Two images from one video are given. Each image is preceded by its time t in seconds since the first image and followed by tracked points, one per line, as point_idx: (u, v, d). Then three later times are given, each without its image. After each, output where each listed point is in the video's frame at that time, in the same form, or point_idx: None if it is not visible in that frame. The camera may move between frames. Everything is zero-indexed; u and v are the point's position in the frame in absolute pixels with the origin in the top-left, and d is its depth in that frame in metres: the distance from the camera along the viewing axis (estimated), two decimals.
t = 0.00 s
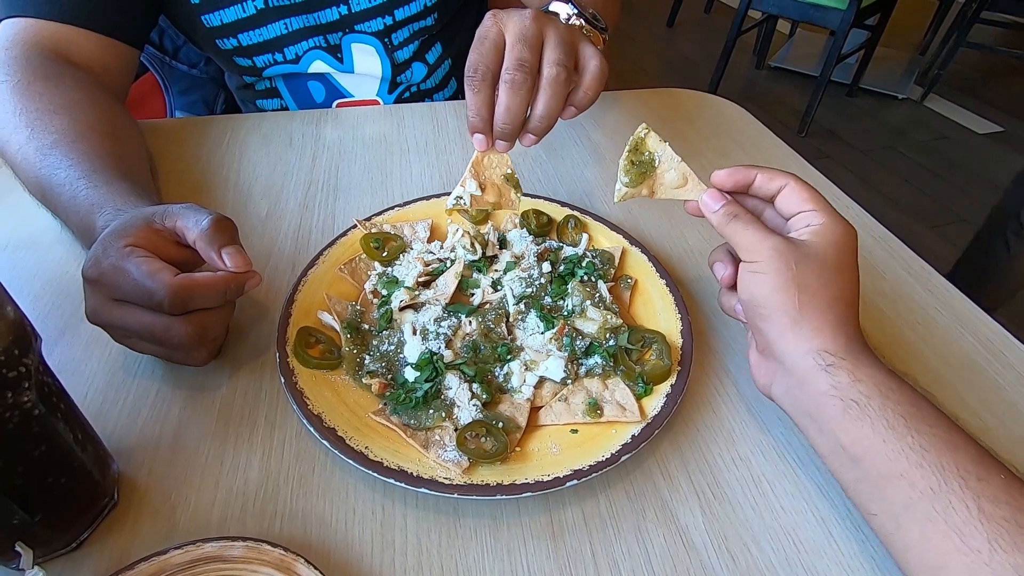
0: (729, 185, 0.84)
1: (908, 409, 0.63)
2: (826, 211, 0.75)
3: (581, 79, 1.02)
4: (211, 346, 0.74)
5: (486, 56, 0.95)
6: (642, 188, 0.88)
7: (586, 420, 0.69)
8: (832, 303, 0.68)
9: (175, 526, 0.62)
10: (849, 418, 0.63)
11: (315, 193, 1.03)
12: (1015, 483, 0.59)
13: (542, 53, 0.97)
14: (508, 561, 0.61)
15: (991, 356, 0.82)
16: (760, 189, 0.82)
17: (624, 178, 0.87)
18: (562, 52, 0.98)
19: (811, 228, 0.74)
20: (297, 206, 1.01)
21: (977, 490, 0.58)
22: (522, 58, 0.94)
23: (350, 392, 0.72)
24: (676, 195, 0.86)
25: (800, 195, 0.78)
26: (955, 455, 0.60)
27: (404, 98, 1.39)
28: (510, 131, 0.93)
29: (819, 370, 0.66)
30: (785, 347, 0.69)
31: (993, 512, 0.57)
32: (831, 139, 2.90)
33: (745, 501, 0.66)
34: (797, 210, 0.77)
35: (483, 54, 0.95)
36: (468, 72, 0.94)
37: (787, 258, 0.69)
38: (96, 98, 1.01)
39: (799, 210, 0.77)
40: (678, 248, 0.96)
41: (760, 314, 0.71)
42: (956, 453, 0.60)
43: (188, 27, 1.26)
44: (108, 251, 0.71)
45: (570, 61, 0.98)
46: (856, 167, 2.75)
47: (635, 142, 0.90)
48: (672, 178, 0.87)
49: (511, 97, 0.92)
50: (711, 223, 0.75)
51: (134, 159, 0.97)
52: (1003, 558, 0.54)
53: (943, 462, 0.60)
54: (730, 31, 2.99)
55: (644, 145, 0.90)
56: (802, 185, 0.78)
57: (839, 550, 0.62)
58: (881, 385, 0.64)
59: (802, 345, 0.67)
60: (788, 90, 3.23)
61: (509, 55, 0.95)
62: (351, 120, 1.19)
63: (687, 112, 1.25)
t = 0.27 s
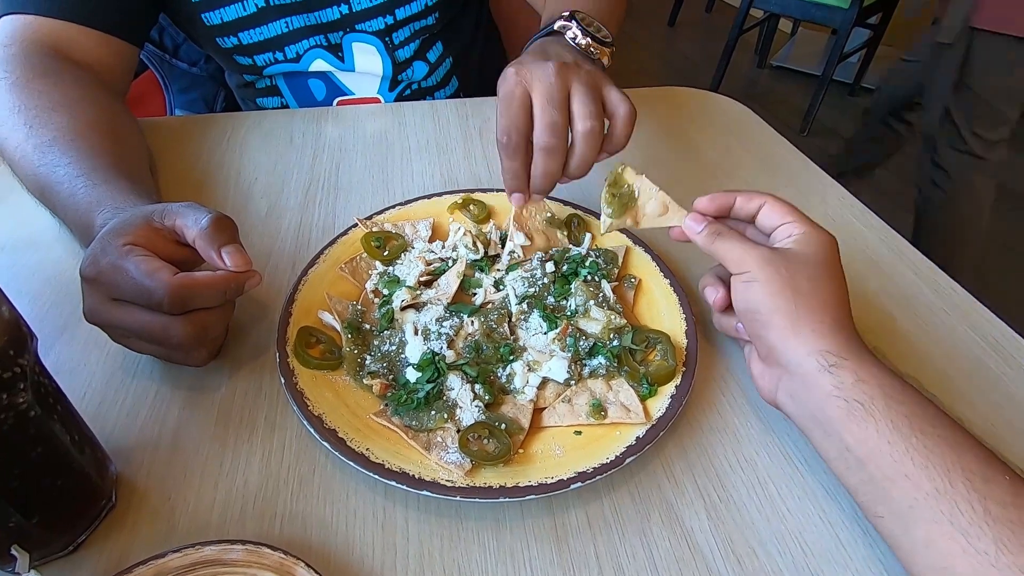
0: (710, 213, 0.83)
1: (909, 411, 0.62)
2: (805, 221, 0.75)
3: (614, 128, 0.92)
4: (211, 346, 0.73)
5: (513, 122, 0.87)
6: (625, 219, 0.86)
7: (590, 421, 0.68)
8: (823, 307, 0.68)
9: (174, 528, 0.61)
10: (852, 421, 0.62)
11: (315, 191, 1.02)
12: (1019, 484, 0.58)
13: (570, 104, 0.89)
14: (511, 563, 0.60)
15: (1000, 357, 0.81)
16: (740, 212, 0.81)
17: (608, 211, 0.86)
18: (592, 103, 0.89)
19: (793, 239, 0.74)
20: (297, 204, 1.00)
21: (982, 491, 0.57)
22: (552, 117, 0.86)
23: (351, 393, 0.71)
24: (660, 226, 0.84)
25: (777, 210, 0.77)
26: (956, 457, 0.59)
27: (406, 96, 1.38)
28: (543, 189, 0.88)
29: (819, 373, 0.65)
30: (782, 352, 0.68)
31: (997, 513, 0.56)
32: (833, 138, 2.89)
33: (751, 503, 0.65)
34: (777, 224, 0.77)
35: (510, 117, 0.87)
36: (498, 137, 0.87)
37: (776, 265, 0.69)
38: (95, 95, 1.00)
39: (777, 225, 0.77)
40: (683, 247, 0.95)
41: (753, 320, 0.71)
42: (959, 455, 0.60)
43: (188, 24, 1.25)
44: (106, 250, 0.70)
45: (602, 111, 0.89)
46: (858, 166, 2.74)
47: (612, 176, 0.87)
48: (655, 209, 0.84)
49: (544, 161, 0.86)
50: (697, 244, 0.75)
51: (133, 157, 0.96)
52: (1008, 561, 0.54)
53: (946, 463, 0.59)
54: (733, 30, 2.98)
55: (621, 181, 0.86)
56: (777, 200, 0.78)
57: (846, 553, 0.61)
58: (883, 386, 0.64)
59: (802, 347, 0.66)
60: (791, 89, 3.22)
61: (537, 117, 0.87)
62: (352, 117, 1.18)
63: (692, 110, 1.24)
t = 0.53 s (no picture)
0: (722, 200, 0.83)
1: (916, 406, 0.62)
2: (819, 215, 0.75)
3: (592, 131, 0.87)
4: (210, 344, 0.73)
5: (491, 134, 0.81)
6: (637, 198, 0.87)
7: (589, 419, 0.68)
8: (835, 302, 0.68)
9: (175, 525, 0.62)
10: (856, 418, 0.63)
11: (315, 189, 1.02)
12: None
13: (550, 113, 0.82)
14: (511, 562, 0.60)
15: (1000, 357, 0.81)
16: (751, 202, 0.81)
17: (619, 187, 0.87)
18: (572, 111, 0.83)
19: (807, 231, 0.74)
20: (297, 202, 1.00)
21: (986, 489, 0.57)
22: (532, 128, 0.80)
23: (351, 391, 0.71)
24: (669, 207, 0.85)
25: (791, 203, 0.77)
26: (966, 454, 0.59)
27: (406, 95, 1.39)
28: (524, 201, 0.84)
29: (825, 368, 0.65)
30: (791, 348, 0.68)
31: (1002, 512, 0.56)
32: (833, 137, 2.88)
33: (750, 502, 0.65)
34: (789, 217, 0.77)
35: (486, 127, 0.81)
36: (474, 151, 0.80)
37: (787, 258, 0.69)
38: (95, 93, 1.00)
39: (790, 217, 0.77)
40: (682, 246, 0.95)
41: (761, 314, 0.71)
42: (965, 452, 0.59)
43: (188, 22, 1.25)
44: (105, 248, 0.70)
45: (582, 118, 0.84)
46: (858, 165, 2.73)
47: (628, 153, 0.88)
48: (666, 190, 0.86)
49: (525, 173, 0.81)
50: (706, 232, 0.74)
51: (133, 155, 0.96)
52: (1013, 558, 0.54)
53: (951, 462, 0.59)
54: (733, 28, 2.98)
55: (635, 158, 0.88)
56: (792, 192, 0.78)
57: (845, 551, 0.62)
58: (890, 381, 0.64)
59: (810, 342, 0.67)
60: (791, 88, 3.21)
61: (515, 127, 0.81)
62: (351, 115, 1.18)
63: (691, 110, 1.24)
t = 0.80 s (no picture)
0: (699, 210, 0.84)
1: (891, 416, 0.63)
2: (793, 220, 0.76)
3: (583, 174, 0.83)
4: (210, 344, 0.74)
5: (476, 169, 0.77)
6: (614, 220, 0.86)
7: (584, 417, 0.69)
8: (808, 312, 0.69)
9: (173, 522, 0.62)
10: (835, 429, 0.63)
11: (314, 190, 1.03)
12: (996, 489, 0.59)
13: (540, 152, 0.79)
14: (506, 557, 0.61)
15: (993, 359, 0.82)
16: (727, 210, 0.82)
17: (594, 213, 0.86)
18: (563, 154, 0.79)
19: (781, 238, 0.75)
20: (296, 203, 1.01)
21: (959, 496, 0.58)
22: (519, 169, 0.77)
23: (349, 389, 0.72)
24: (646, 224, 0.85)
25: (766, 208, 0.78)
26: (941, 462, 0.60)
27: (404, 96, 1.39)
28: (504, 234, 0.80)
29: (802, 381, 0.66)
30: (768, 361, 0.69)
31: (978, 518, 0.57)
32: (832, 137, 2.89)
33: (743, 499, 0.66)
34: (764, 223, 0.78)
35: (472, 164, 0.77)
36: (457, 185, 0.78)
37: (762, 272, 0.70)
38: (96, 94, 1.01)
39: (766, 223, 0.78)
40: (678, 247, 0.96)
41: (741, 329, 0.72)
42: (940, 459, 0.60)
43: (188, 23, 1.26)
44: (106, 248, 0.71)
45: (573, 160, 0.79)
46: (856, 165, 2.74)
47: (597, 177, 0.88)
48: (641, 208, 0.86)
49: (509, 217, 0.77)
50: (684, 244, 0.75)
51: (133, 156, 0.97)
52: (986, 564, 0.54)
53: (927, 471, 0.60)
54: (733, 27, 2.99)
55: (606, 179, 0.88)
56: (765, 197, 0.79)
57: (835, 548, 0.62)
58: (866, 391, 0.65)
59: (789, 352, 0.68)
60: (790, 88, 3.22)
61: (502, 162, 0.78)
62: (350, 116, 1.19)
63: (689, 111, 1.24)
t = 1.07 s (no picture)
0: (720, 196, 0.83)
1: (908, 412, 0.63)
2: (816, 210, 0.75)
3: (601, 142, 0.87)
4: (210, 345, 0.74)
5: (502, 139, 0.79)
6: (633, 206, 0.85)
7: (586, 419, 0.68)
8: (827, 306, 0.68)
9: (173, 524, 0.62)
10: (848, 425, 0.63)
11: (314, 190, 1.03)
12: (1015, 487, 0.58)
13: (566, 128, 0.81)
14: (508, 560, 0.61)
15: (998, 358, 0.81)
16: (750, 196, 0.82)
17: (616, 196, 0.84)
18: (587, 130, 0.82)
19: (803, 229, 0.74)
20: (296, 203, 1.00)
21: (978, 494, 0.58)
22: (549, 146, 0.80)
23: (350, 391, 0.71)
24: (667, 210, 0.84)
25: (788, 197, 0.77)
26: (958, 459, 0.59)
27: (404, 96, 1.39)
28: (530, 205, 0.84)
29: (817, 376, 0.66)
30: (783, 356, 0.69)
31: (997, 517, 0.56)
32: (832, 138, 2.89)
33: (746, 501, 0.66)
34: (787, 212, 0.77)
35: (499, 132, 0.80)
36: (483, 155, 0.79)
37: (781, 263, 0.68)
38: (95, 95, 1.00)
39: (788, 212, 0.77)
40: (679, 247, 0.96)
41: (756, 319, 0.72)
42: (956, 457, 0.60)
43: (188, 24, 1.25)
44: (105, 248, 0.70)
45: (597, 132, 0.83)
46: (857, 166, 2.74)
47: (619, 160, 0.87)
48: (661, 194, 0.85)
49: (535, 189, 0.81)
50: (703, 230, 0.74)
51: (133, 156, 0.96)
52: (1004, 562, 0.54)
53: (944, 468, 0.59)
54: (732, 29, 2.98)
55: (628, 162, 0.87)
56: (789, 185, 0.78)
57: (840, 550, 0.62)
58: (881, 387, 0.64)
59: (801, 348, 0.67)
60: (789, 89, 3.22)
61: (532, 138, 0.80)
62: (350, 117, 1.18)
63: (690, 111, 1.24)
